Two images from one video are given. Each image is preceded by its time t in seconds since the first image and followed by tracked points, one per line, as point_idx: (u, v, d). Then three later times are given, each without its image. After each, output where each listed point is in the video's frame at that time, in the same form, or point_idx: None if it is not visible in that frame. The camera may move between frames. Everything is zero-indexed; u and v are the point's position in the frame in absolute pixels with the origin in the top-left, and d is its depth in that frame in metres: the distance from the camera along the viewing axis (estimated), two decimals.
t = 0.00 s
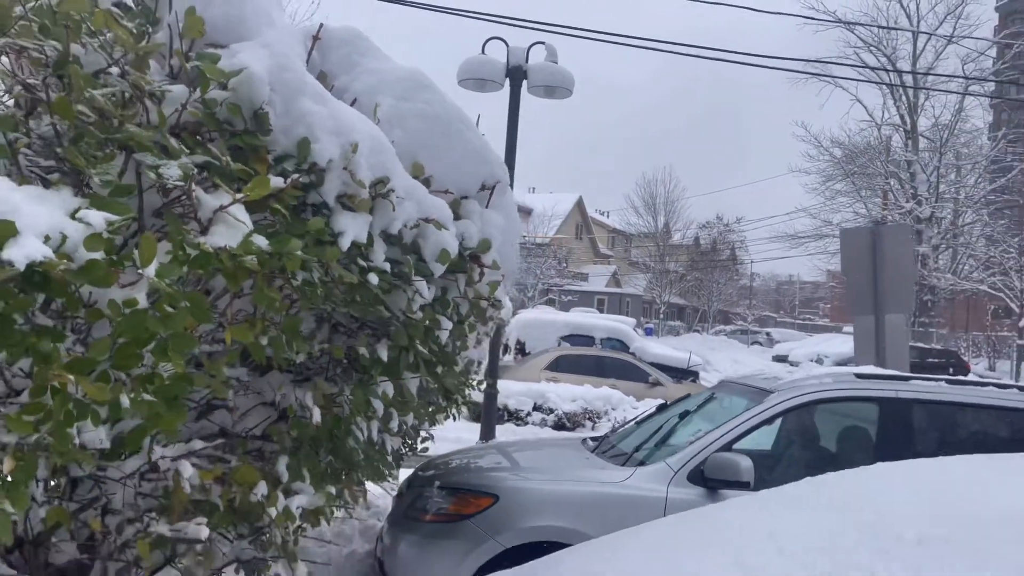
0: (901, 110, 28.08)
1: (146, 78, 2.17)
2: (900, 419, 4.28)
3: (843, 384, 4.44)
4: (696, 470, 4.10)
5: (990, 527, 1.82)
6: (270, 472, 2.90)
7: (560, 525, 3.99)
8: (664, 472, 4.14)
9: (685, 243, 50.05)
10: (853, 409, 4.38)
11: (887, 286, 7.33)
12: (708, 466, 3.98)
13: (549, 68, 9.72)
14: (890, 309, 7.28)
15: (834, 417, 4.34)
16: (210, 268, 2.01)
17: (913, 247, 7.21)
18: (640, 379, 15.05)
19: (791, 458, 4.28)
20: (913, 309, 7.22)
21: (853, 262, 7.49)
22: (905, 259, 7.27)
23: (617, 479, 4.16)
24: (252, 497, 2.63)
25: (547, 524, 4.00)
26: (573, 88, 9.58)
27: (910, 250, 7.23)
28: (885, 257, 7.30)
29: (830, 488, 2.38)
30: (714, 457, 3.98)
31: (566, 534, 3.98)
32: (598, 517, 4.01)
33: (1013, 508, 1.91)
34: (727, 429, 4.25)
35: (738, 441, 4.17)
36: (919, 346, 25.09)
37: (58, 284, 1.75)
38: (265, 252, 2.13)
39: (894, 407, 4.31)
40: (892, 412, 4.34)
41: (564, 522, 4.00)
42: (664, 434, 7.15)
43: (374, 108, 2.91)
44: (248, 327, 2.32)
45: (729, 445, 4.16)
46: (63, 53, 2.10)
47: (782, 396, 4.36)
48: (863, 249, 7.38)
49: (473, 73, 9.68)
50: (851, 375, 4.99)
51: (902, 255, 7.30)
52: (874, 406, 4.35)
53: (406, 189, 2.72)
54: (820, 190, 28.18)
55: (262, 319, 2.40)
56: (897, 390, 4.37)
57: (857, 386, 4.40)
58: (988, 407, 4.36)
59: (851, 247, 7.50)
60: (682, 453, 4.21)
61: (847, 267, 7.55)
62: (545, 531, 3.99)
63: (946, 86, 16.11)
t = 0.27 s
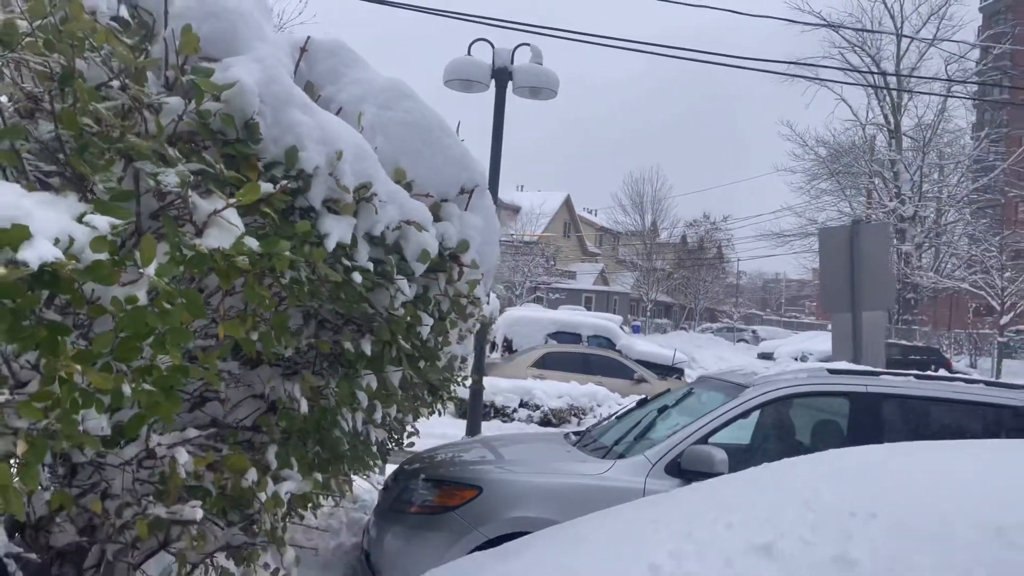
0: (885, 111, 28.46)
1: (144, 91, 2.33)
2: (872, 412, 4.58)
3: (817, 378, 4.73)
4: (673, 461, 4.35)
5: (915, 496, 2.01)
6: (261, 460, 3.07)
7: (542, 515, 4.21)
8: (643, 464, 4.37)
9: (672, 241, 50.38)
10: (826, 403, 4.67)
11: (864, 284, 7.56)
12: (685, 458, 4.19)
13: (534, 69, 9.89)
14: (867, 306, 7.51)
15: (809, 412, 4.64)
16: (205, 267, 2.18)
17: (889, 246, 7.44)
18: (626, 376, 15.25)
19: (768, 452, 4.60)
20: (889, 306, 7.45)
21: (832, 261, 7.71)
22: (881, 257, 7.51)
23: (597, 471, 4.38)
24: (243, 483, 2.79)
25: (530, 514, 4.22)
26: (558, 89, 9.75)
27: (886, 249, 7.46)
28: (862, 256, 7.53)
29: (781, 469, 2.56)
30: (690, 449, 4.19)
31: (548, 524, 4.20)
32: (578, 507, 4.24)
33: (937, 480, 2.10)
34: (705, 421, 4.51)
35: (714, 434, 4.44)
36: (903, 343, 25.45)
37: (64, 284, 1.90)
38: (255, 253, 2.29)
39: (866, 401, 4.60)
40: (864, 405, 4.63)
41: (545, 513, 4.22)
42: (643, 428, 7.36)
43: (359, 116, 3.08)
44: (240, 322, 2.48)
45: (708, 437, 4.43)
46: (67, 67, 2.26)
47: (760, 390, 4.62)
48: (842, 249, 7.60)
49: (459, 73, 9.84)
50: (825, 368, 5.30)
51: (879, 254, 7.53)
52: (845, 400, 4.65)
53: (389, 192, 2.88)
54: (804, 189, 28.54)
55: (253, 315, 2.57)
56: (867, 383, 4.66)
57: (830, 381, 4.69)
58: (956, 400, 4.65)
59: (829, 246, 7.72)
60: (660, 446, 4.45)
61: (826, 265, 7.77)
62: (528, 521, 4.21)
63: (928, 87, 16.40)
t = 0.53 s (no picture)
0: (870, 109, 28.73)
1: (129, 96, 2.43)
2: (845, 406, 4.77)
3: (794, 373, 4.92)
4: (653, 455, 4.49)
5: (859, 480, 2.13)
6: (243, 451, 3.17)
7: (524, 508, 4.34)
8: (623, 458, 4.50)
9: (660, 238, 50.60)
10: (803, 397, 4.86)
11: (843, 282, 7.72)
12: (664, 452, 4.30)
13: (519, 68, 9.98)
14: (845, 303, 7.68)
15: (785, 406, 4.83)
16: (188, 265, 2.28)
17: (869, 244, 7.59)
18: (612, 372, 15.39)
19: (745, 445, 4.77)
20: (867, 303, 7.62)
21: (811, 259, 7.86)
22: (861, 255, 7.66)
23: (578, 464, 4.51)
24: (226, 474, 2.89)
25: (512, 507, 4.35)
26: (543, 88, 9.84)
27: (865, 247, 7.62)
28: (842, 254, 7.68)
29: (742, 459, 2.68)
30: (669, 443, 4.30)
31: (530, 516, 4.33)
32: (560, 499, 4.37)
33: (882, 465, 2.22)
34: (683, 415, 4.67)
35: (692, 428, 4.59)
36: (886, 340, 25.76)
37: (53, 281, 2.00)
38: (237, 252, 2.39)
39: (839, 395, 4.79)
40: (838, 399, 4.82)
41: (527, 506, 4.35)
42: (624, 422, 7.49)
43: (338, 120, 3.20)
44: (222, 318, 2.58)
45: (685, 431, 4.60)
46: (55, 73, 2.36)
47: (736, 386, 4.79)
48: (821, 247, 7.76)
49: (445, 72, 9.92)
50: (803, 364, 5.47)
51: (858, 252, 7.68)
52: (820, 394, 4.84)
53: (367, 193, 2.98)
54: (790, 187, 28.79)
55: (235, 311, 2.66)
56: (842, 378, 4.85)
57: (807, 377, 4.86)
58: (929, 395, 4.84)
59: (810, 244, 7.86)
60: (640, 440, 4.58)
61: (806, 263, 7.92)
62: (511, 514, 4.34)
63: (913, 87, 16.58)
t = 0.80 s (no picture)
0: (856, 106, 28.94)
1: (99, 89, 2.48)
2: (821, 398, 4.89)
3: (771, 367, 5.04)
4: (631, 447, 4.58)
5: (808, 463, 2.20)
6: (217, 440, 3.22)
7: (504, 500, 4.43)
8: (601, 450, 4.59)
9: (649, 235, 50.75)
10: (779, 390, 4.97)
11: (824, 277, 7.82)
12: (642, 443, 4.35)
13: (504, 63, 10.02)
14: (825, 298, 7.78)
15: (762, 398, 4.94)
16: (155, 255, 2.33)
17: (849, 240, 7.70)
18: (598, 367, 15.48)
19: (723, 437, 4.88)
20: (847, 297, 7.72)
21: (792, 254, 7.96)
22: (841, 251, 7.77)
23: (557, 456, 4.59)
24: (198, 462, 2.93)
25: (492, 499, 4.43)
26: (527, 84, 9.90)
27: (845, 243, 7.73)
28: (822, 249, 7.78)
29: (703, 447, 2.75)
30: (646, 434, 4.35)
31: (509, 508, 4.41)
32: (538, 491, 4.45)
33: (833, 448, 2.29)
34: (662, 408, 4.77)
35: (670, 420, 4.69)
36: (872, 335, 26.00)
37: (20, 269, 2.05)
38: (205, 243, 2.43)
39: (815, 387, 4.91)
40: (814, 392, 4.94)
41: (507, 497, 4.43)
42: (604, 415, 7.57)
43: (310, 113, 3.28)
44: (192, 308, 2.62)
45: (664, 424, 4.70)
46: (25, 66, 2.40)
47: (714, 378, 4.92)
48: (802, 242, 7.87)
49: (430, 67, 9.96)
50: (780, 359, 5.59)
51: (839, 247, 7.80)
52: (796, 387, 4.95)
53: (337, 185, 3.03)
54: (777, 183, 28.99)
55: (206, 301, 2.71)
56: (818, 372, 4.98)
57: (783, 370, 4.98)
58: (903, 387, 4.95)
59: (792, 240, 7.96)
60: (618, 432, 4.68)
61: (787, 258, 8.02)
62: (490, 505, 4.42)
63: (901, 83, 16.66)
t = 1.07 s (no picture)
0: (845, 102, 29.06)
1: (69, 81, 2.50)
2: (801, 390, 4.96)
3: (753, 360, 5.11)
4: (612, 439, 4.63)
5: (768, 451, 2.24)
6: (193, 430, 3.24)
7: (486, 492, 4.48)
8: (583, 442, 4.64)
9: (640, 230, 50.84)
10: (761, 383, 5.03)
11: (808, 272, 7.89)
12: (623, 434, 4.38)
13: (491, 58, 10.02)
14: (810, 292, 7.84)
15: (744, 391, 5.00)
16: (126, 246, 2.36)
17: (833, 235, 7.77)
18: (587, 362, 15.53)
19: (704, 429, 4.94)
20: (831, 292, 7.79)
21: (777, 249, 8.03)
22: (825, 246, 7.84)
23: (539, 448, 4.64)
24: (173, 452, 2.96)
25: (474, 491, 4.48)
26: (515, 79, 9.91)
27: (829, 238, 7.79)
28: (806, 244, 7.85)
29: (672, 435, 2.79)
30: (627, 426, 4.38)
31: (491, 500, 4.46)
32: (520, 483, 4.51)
33: (793, 436, 2.34)
34: (644, 400, 4.83)
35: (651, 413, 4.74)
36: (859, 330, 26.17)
37: None
38: (177, 234, 2.45)
39: (795, 380, 4.98)
40: (794, 384, 5.01)
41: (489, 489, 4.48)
42: (587, 407, 7.62)
43: (284, 106, 3.34)
44: (165, 299, 2.63)
45: (645, 416, 4.76)
46: None
47: (697, 372, 5.00)
48: (786, 237, 7.93)
49: (417, 61, 9.95)
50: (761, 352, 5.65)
51: (823, 242, 7.87)
52: (777, 379, 5.02)
53: (310, 178, 3.06)
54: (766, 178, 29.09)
55: (179, 292, 2.72)
56: (799, 365, 5.05)
57: (765, 363, 5.06)
58: (883, 379, 5.02)
59: (776, 235, 8.03)
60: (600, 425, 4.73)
61: (771, 252, 8.08)
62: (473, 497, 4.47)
63: (890, 80, 16.75)
